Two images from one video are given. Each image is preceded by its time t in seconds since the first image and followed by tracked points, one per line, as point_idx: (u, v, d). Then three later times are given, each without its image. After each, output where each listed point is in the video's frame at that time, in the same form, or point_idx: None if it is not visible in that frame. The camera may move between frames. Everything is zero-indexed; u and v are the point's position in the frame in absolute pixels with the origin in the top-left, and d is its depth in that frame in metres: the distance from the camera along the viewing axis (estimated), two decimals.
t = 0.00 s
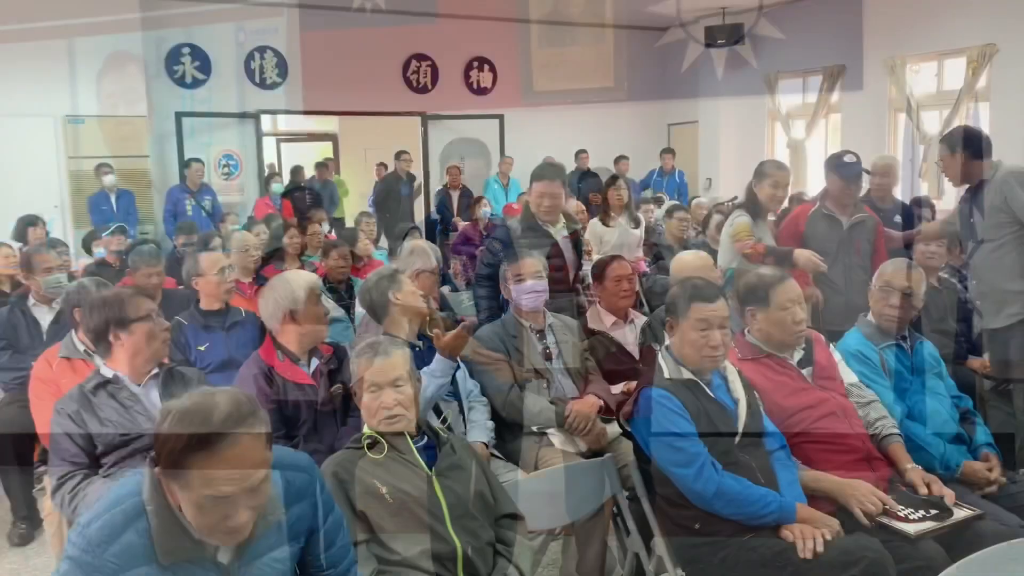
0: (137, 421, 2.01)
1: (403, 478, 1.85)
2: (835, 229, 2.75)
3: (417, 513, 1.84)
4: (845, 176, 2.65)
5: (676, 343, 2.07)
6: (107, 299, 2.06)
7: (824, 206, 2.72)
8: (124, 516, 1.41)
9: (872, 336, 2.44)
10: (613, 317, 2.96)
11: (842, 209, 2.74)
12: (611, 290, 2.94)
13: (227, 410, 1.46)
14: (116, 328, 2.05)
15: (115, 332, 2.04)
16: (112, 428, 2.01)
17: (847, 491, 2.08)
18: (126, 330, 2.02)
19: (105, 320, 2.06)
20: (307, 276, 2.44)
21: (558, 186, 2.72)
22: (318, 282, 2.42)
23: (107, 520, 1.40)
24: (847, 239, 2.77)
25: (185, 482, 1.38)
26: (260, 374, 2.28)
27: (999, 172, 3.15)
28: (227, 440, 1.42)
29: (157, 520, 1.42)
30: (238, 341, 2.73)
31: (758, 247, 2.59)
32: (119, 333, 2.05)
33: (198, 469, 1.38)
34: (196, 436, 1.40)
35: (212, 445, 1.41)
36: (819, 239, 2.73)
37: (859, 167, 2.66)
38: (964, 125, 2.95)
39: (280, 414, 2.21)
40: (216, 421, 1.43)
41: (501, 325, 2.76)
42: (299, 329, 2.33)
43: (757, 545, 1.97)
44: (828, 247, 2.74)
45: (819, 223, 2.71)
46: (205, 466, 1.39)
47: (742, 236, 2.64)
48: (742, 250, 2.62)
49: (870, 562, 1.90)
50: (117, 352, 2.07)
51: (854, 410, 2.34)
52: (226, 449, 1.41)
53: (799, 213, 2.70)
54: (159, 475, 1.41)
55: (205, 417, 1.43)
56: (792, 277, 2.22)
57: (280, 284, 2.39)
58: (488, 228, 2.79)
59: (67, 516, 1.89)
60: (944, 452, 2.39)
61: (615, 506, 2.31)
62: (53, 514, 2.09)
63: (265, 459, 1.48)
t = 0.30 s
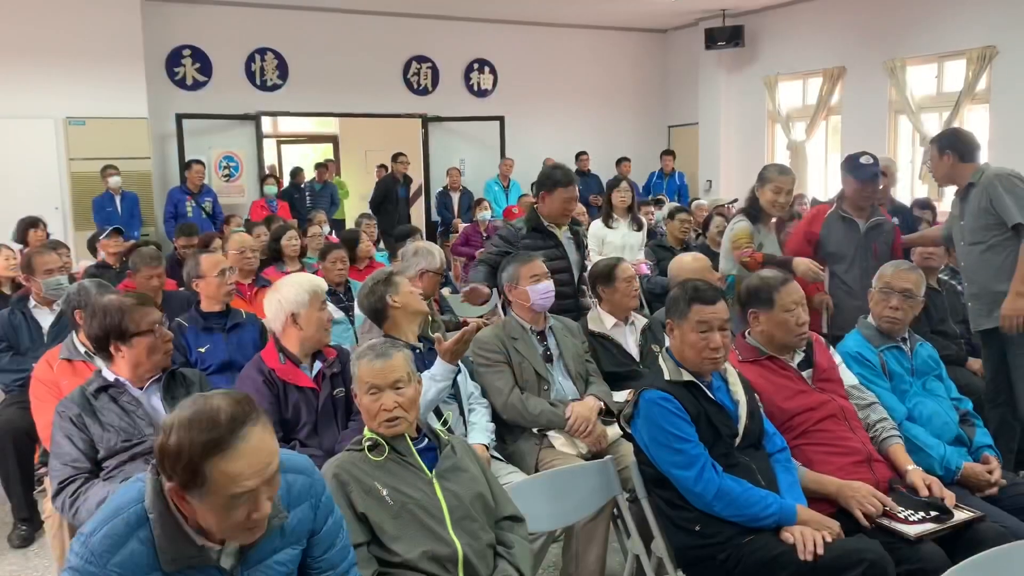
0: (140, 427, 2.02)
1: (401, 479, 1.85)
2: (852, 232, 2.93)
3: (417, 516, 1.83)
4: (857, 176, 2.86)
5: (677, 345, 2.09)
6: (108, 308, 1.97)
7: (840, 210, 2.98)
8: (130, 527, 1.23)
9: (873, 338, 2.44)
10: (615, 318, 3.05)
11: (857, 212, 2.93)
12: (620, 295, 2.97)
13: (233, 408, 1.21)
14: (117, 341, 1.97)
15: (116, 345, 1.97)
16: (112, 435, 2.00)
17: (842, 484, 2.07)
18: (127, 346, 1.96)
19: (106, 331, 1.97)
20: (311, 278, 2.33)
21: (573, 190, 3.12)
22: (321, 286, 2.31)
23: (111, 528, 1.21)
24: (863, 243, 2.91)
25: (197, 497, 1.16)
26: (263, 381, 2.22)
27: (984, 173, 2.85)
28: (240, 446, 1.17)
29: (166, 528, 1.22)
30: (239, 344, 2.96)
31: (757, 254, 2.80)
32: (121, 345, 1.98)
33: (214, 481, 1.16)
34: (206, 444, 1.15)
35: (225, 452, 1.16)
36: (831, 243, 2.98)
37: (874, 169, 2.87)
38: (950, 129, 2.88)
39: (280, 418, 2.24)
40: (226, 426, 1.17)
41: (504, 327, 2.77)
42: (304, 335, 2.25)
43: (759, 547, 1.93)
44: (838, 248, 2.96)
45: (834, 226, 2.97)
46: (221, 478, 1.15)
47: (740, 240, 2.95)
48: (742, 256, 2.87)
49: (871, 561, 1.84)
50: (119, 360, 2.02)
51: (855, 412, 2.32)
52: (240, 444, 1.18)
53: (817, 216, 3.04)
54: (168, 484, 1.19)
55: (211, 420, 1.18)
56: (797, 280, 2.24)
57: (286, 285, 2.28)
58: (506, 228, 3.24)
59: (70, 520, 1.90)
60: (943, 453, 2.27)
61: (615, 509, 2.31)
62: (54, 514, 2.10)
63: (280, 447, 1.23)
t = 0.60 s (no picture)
0: (136, 436, 2.01)
1: (398, 483, 1.85)
2: (863, 236, 2.94)
3: (415, 520, 1.83)
4: (868, 180, 2.86)
5: (674, 348, 2.09)
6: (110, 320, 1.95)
7: (850, 213, 2.99)
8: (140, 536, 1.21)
9: (870, 341, 2.44)
10: (612, 321, 3.06)
11: (867, 215, 2.94)
12: (621, 297, 2.99)
13: (251, 409, 1.18)
14: (115, 353, 1.97)
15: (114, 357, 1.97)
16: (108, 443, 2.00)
17: (839, 486, 2.08)
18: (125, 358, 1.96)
19: (104, 342, 1.96)
20: (311, 283, 2.32)
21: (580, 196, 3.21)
22: (322, 291, 2.30)
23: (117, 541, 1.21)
24: (874, 246, 2.92)
25: (235, 503, 1.14)
26: (262, 384, 2.25)
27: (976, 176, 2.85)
28: (271, 446, 1.16)
29: (181, 534, 1.22)
30: (236, 348, 2.96)
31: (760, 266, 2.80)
32: (119, 356, 1.98)
33: (252, 484, 1.14)
34: (240, 448, 1.13)
35: (258, 454, 1.14)
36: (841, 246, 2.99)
37: (886, 171, 2.86)
38: (944, 131, 2.86)
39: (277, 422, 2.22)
40: (254, 427, 1.15)
41: (501, 329, 2.78)
42: (303, 342, 2.26)
43: (755, 549, 1.93)
44: (848, 252, 2.96)
45: (843, 229, 2.98)
46: (260, 480, 1.14)
47: (739, 247, 2.96)
48: (743, 267, 2.90)
49: (868, 564, 1.85)
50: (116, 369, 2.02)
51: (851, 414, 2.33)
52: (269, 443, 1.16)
53: (825, 220, 3.05)
54: (195, 495, 1.15)
55: (237, 424, 1.15)
56: (794, 282, 2.24)
57: (288, 290, 2.27)
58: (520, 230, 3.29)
59: (65, 527, 1.90)
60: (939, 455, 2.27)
61: (612, 511, 2.30)
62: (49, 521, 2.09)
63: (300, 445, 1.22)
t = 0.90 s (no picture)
0: (122, 444, 2.00)
1: (389, 488, 1.85)
2: (864, 244, 2.95)
3: (406, 526, 1.82)
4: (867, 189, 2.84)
5: (664, 350, 2.09)
6: (93, 328, 1.94)
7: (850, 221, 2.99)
8: None
9: (858, 343, 2.46)
10: (601, 324, 3.06)
11: (867, 223, 2.95)
12: (613, 300, 3.00)
13: (317, 444, 1.10)
14: (98, 362, 1.96)
15: (97, 366, 1.95)
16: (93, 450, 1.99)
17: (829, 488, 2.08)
18: (108, 367, 1.95)
19: (86, 350, 1.94)
20: (303, 289, 2.30)
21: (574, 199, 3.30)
22: (311, 297, 2.28)
23: None
24: (874, 255, 2.93)
25: (314, 548, 1.05)
26: (250, 390, 2.23)
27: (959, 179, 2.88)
28: (348, 484, 1.09)
29: None
30: (226, 354, 2.95)
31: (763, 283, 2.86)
32: (102, 365, 1.96)
33: (331, 524, 1.06)
34: (321, 489, 1.05)
35: (337, 493, 1.07)
36: (842, 255, 2.99)
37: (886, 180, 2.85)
38: (931, 132, 2.91)
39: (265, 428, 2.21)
40: (331, 464, 1.07)
41: (491, 333, 2.78)
42: (293, 348, 2.25)
43: (745, 552, 1.93)
44: (848, 262, 2.97)
45: (843, 238, 2.99)
46: (341, 520, 1.07)
47: (738, 260, 2.99)
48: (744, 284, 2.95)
49: (858, 566, 1.85)
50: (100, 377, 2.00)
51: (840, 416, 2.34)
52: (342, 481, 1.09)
53: (824, 229, 3.05)
54: (265, 541, 1.05)
55: (312, 463, 1.06)
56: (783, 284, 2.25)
57: (278, 295, 2.26)
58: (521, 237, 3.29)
59: (50, 538, 1.89)
60: (927, 457, 2.28)
61: (603, 516, 2.30)
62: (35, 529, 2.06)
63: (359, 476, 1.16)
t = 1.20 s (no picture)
0: (100, 451, 1.97)
1: (371, 494, 1.84)
2: (861, 249, 2.93)
3: (387, 532, 1.81)
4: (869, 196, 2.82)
5: (644, 354, 2.10)
6: (67, 334, 1.91)
7: (848, 226, 2.97)
8: (187, 516, 0.88)
9: (839, 347, 2.48)
10: (584, 329, 3.07)
11: (865, 229, 2.93)
12: (595, 306, 3.01)
13: (322, 354, 0.92)
14: (73, 368, 1.93)
15: (72, 372, 1.93)
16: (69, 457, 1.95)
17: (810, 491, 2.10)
18: (83, 373, 1.92)
19: (60, 356, 1.92)
20: (280, 294, 2.30)
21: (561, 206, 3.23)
22: (288, 302, 2.27)
23: (167, 524, 0.87)
24: (872, 262, 2.92)
25: (319, 470, 0.88)
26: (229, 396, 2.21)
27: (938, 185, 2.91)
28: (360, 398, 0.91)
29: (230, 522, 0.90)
30: (206, 360, 2.93)
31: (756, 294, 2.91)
32: (77, 371, 1.94)
33: (341, 444, 0.89)
34: (334, 400, 0.87)
35: (350, 407, 0.89)
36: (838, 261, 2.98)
37: (887, 187, 2.81)
38: (911, 136, 2.93)
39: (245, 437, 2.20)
40: (344, 374, 0.90)
41: (474, 339, 2.77)
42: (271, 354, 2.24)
43: (726, 556, 1.94)
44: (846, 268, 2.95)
45: (842, 243, 2.97)
46: (352, 439, 0.89)
47: (732, 270, 2.96)
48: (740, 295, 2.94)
49: (839, 569, 1.86)
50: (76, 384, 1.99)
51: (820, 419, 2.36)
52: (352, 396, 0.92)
53: (823, 235, 3.04)
54: (267, 462, 0.86)
55: (321, 373, 0.88)
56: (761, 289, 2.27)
57: (255, 302, 2.24)
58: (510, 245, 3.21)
59: (27, 547, 1.85)
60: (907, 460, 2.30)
61: (586, 520, 2.30)
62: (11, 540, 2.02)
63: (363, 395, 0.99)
